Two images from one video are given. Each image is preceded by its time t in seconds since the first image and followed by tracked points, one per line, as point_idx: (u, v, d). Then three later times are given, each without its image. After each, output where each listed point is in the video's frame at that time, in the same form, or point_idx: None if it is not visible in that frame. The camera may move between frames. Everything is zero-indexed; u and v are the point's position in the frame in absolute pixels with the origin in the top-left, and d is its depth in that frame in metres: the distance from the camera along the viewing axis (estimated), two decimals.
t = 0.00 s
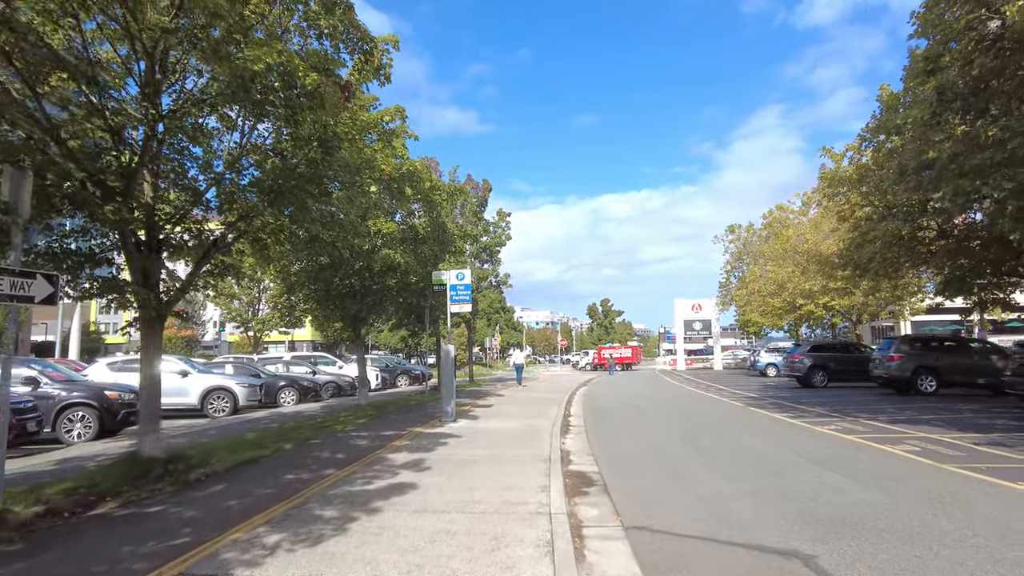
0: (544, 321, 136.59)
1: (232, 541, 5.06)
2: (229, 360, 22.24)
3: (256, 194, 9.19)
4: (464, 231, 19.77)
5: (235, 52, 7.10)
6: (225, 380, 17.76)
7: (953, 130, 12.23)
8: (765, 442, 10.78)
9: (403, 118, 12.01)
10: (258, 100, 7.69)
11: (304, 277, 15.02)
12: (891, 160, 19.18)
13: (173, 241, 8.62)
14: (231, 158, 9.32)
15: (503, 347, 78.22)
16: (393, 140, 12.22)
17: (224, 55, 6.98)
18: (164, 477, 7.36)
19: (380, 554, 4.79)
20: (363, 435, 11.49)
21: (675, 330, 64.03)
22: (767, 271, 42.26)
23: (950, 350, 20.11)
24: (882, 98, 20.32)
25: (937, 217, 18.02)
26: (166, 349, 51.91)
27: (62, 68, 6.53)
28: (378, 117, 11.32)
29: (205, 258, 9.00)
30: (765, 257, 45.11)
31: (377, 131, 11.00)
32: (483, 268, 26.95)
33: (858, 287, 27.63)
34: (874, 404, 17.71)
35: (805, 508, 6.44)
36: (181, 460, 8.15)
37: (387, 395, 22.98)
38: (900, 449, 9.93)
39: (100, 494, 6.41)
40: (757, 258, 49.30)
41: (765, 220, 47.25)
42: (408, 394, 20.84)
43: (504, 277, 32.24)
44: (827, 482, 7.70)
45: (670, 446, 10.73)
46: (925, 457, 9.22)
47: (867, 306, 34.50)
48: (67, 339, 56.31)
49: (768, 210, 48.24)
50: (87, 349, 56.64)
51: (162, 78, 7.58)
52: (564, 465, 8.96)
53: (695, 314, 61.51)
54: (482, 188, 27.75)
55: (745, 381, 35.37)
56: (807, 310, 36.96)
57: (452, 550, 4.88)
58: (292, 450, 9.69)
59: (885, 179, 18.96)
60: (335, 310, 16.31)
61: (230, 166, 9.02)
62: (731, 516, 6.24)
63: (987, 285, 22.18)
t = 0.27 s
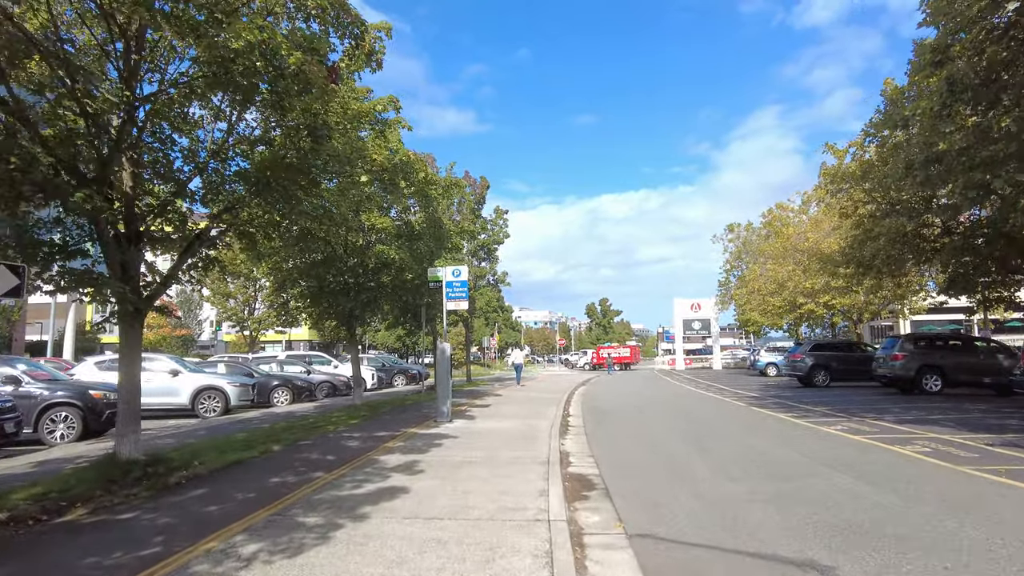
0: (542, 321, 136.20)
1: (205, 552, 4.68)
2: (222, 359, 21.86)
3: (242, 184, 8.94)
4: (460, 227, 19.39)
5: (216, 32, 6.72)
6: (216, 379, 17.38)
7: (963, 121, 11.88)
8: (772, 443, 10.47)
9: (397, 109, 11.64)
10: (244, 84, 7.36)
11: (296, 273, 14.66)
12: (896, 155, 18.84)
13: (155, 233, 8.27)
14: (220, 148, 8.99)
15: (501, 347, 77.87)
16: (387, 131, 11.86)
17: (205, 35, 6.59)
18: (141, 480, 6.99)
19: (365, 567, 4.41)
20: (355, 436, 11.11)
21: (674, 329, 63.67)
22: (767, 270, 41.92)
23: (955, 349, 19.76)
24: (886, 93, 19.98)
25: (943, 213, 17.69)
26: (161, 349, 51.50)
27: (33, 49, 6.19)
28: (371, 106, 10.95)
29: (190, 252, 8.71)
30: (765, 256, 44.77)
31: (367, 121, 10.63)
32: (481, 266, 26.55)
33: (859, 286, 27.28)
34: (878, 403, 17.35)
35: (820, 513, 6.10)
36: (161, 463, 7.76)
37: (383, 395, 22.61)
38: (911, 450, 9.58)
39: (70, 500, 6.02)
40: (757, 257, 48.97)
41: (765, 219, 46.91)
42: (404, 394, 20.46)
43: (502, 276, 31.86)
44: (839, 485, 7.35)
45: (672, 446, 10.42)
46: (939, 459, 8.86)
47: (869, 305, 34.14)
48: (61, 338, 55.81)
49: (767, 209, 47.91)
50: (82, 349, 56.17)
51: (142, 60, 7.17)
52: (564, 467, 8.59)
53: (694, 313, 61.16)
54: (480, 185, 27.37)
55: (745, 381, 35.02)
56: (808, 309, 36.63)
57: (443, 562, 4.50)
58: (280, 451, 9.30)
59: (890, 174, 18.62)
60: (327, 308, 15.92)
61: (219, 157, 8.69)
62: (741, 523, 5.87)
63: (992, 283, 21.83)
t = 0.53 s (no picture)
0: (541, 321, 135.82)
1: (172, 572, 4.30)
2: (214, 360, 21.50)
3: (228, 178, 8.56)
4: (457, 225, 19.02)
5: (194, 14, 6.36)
6: (207, 380, 16.99)
7: (975, 114, 11.51)
8: (779, 446, 10.13)
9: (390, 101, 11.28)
10: (226, 69, 6.99)
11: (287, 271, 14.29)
12: (900, 152, 18.50)
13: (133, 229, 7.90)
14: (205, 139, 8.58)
15: (500, 347, 77.56)
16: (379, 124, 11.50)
17: (182, 17, 6.22)
18: (115, 489, 6.62)
19: None
20: (346, 439, 10.73)
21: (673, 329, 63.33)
22: (767, 269, 41.58)
23: (960, 349, 19.42)
24: (890, 88, 19.63)
25: (949, 210, 17.35)
26: (156, 349, 51.15)
27: None
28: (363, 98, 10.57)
29: (170, 249, 8.26)
30: (765, 255, 44.45)
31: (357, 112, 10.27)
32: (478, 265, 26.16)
33: (861, 285, 26.94)
34: (883, 404, 17.00)
35: (837, 525, 5.73)
36: (139, 470, 7.38)
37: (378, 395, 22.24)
38: (923, 454, 9.23)
39: (34, 512, 5.64)
40: (757, 256, 48.64)
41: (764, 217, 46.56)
42: (400, 395, 20.10)
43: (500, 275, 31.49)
44: (853, 493, 7.00)
45: (675, 450, 10.08)
46: (954, 464, 8.50)
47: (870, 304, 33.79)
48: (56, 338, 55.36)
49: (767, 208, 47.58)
50: (77, 349, 55.75)
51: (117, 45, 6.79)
52: (562, 474, 8.22)
53: (693, 313, 60.82)
54: (477, 182, 26.98)
55: (746, 381, 34.67)
56: (808, 308, 36.30)
57: None
58: (266, 456, 8.92)
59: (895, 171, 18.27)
60: (320, 308, 15.55)
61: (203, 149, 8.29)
62: (752, 535, 5.51)
63: (998, 282, 21.48)
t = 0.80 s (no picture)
0: (540, 321, 135.59)
1: None
2: (208, 360, 21.19)
3: (216, 169, 8.22)
4: (455, 221, 18.69)
5: None
6: (200, 380, 16.64)
7: (989, 105, 11.20)
8: (788, 448, 9.79)
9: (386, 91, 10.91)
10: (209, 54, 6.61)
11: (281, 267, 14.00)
12: (907, 148, 18.18)
13: (110, 220, 7.53)
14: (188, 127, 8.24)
15: (499, 347, 77.27)
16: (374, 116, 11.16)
17: None
18: (90, 495, 6.24)
19: None
20: (339, 441, 10.37)
21: (673, 329, 62.88)
22: (768, 268, 41.27)
23: (968, 348, 19.07)
24: (896, 83, 19.28)
25: (957, 207, 17.01)
26: (153, 348, 50.84)
27: None
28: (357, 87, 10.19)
29: (152, 241, 7.90)
30: (765, 254, 44.15)
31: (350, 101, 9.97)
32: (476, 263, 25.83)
33: (865, 283, 26.61)
34: (891, 404, 16.67)
35: (858, 535, 5.37)
36: (118, 474, 7.00)
37: (375, 396, 21.90)
38: (939, 457, 8.87)
39: None
40: (758, 255, 48.29)
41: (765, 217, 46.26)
42: (397, 395, 19.73)
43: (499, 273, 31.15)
44: (872, 498, 6.64)
45: (680, 452, 9.73)
46: (973, 467, 8.14)
47: (872, 303, 33.49)
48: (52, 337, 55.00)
49: (768, 207, 47.26)
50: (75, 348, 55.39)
51: (92, 24, 6.42)
52: (564, 478, 7.85)
53: (692, 312, 60.40)
54: (476, 180, 26.65)
55: (747, 381, 34.35)
56: (810, 307, 35.97)
57: None
58: (254, 459, 8.53)
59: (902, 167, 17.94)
60: (314, 306, 15.17)
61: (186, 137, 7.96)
62: (769, 546, 5.14)
63: (1005, 280, 21.15)
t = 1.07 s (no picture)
0: (539, 321, 135.17)
1: None
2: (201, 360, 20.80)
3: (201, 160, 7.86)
4: (452, 218, 18.30)
5: None
6: (191, 381, 16.24)
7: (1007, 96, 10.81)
8: (797, 453, 9.43)
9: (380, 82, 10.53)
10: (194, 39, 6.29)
11: (273, 264, 13.61)
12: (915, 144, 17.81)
13: (85, 212, 7.14)
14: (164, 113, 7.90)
15: (497, 347, 76.85)
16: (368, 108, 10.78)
17: None
18: (61, 505, 5.83)
19: None
20: (331, 445, 9.97)
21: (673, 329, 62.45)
22: (768, 268, 40.92)
23: (975, 348, 18.71)
24: (902, 78, 18.91)
25: (965, 205, 16.64)
26: (149, 348, 50.52)
27: None
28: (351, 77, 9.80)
29: (134, 235, 7.48)
30: (766, 253, 43.78)
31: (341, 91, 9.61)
32: (474, 262, 25.43)
33: (869, 282, 26.24)
34: (898, 406, 16.31)
35: (884, 550, 5.00)
36: (93, 482, 6.59)
37: (371, 397, 21.52)
38: (957, 462, 8.50)
39: None
40: (758, 255, 47.92)
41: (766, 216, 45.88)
42: (394, 396, 19.36)
43: (497, 272, 30.74)
44: (894, 507, 6.26)
45: (685, 458, 9.37)
46: (996, 474, 7.76)
47: (874, 303, 33.13)
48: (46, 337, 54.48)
49: (768, 206, 46.90)
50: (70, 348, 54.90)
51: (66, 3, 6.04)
52: (565, 484, 7.46)
53: (692, 312, 59.98)
54: (474, 177, 26.25)
55: (748, 381, 33.98)
56: (812, 307, 35.62)
57: None
58: (240, 464, 8.14)
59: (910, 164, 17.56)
60: (307, 306, 14.79)
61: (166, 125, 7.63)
62: (791, 563, 4.75)
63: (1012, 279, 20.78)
